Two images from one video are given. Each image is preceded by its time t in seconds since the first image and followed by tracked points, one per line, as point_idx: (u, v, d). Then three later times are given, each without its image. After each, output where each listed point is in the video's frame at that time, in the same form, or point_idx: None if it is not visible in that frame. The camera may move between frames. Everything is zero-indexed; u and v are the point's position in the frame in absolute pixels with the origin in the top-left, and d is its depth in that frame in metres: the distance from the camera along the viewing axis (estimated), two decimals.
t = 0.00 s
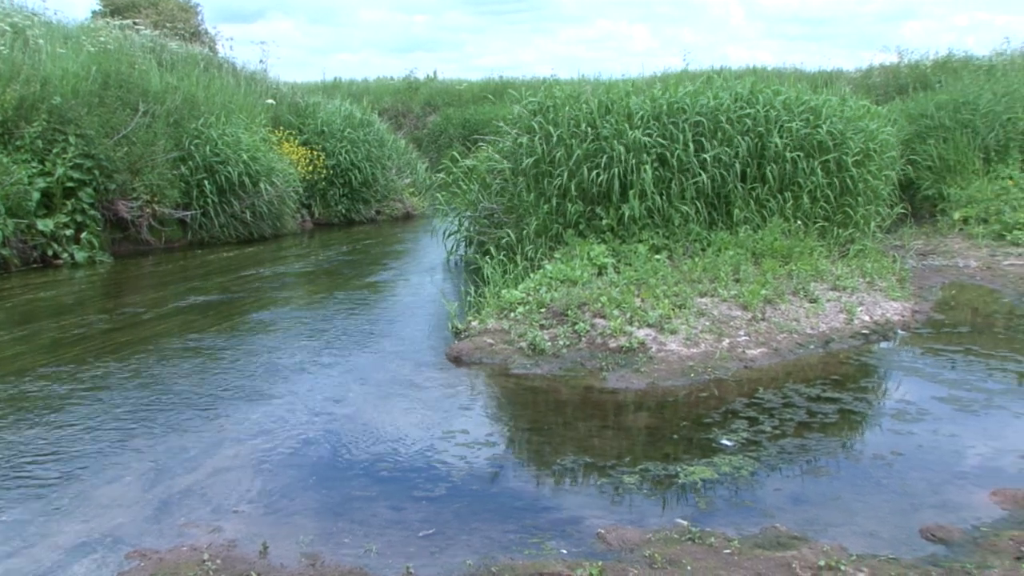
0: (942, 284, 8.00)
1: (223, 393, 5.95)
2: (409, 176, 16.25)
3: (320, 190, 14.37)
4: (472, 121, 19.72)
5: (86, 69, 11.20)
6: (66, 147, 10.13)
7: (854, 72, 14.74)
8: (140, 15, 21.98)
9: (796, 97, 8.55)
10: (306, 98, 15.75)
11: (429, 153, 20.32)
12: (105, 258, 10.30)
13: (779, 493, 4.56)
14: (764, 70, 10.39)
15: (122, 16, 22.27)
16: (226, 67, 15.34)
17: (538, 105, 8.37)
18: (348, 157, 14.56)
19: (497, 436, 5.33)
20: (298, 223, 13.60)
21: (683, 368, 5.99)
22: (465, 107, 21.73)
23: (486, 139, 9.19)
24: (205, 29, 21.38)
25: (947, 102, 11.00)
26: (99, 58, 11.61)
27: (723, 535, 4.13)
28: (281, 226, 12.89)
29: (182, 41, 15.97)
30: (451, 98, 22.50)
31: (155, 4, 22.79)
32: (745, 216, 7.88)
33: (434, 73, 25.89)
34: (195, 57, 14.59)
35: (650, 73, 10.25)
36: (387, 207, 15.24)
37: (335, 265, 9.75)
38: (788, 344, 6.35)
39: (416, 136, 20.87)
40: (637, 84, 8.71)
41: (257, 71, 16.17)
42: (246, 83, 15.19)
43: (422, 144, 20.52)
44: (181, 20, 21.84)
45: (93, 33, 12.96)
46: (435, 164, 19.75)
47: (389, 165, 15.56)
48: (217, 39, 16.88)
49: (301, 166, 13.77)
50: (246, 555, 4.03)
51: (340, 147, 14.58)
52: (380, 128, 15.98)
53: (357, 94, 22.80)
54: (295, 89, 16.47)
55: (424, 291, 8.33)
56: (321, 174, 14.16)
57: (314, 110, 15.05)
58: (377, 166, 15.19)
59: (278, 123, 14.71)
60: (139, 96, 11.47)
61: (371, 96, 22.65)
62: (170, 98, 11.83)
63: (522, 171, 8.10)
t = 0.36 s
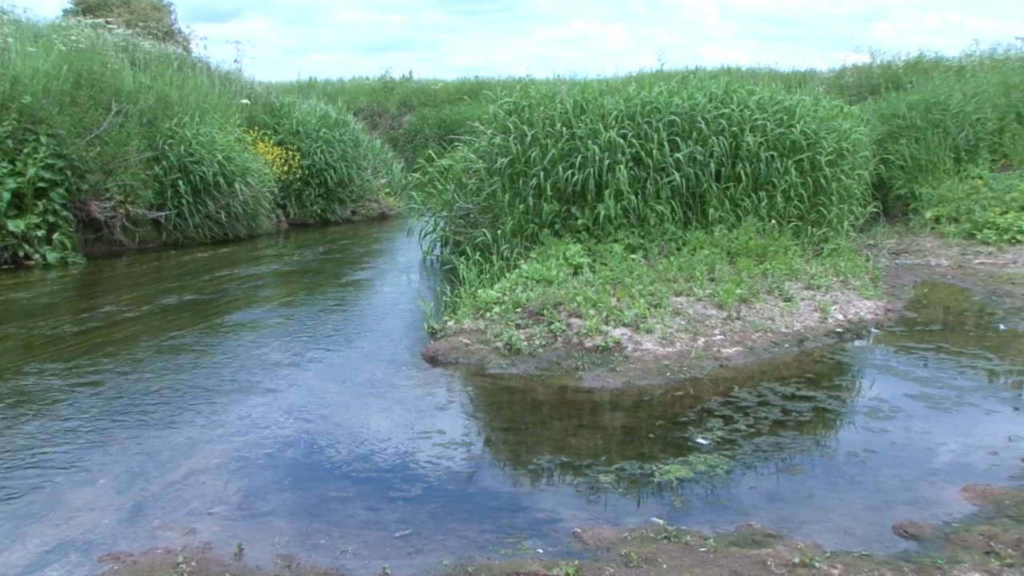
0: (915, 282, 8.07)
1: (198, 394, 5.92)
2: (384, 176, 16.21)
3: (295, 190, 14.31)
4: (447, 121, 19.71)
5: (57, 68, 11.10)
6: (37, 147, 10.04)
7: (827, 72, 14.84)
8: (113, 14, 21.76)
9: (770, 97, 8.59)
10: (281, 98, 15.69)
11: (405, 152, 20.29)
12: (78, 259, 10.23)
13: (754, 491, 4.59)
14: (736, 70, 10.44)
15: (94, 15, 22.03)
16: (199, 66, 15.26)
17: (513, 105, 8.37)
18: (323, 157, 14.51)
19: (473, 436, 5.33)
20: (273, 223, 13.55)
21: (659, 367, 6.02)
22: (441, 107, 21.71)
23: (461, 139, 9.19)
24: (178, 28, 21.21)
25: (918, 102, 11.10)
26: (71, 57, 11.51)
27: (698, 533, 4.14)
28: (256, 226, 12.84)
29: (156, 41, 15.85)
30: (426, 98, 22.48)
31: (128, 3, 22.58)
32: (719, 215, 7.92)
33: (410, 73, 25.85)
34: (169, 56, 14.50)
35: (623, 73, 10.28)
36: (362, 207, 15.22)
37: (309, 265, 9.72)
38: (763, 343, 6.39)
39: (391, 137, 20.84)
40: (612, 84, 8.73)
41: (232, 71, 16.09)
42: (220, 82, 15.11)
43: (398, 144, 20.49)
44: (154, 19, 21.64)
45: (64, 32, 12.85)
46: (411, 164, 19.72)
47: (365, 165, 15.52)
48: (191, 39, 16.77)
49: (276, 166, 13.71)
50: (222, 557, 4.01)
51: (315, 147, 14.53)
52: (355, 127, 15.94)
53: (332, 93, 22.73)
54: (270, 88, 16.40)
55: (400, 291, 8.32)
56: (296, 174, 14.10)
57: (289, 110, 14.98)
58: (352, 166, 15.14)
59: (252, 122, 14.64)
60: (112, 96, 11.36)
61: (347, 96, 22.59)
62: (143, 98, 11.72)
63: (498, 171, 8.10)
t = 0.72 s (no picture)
0: (885, 281, 8.15)
1: (170, 396, 5.88)
2: (357, 176, 16.17)
3: (267, 190, 14.24)
4: (420, 121, 19.69)
5: (24, 67, 10.99)
6: (4, 146, 9.96)
7: (798, 72, 14.93)
8: (80, 12, 21.46)
9: (741, 97, 8.63)
10: (253, 98, 15.60)
11: (378, 152, 20.26)
12: (47, 260, 10.14)
13: (726, 489, 4.61)
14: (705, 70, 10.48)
15: (60, 13, 21.73)
16: (169, 66, 15.15)
17: (485, 105, 8.37)
18: (295, 157, 14.44)
19: (447, 436, 5.33)
20: (245, 224, 13.49)
21: (632, 366, 6.04)
22: (413, 107, 21.68)
23: (434, 139, 9.18)
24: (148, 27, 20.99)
25: (887, 102, 11.19)
26: (38, 56, 11.39)
27: (671, 532, 4.16)
28: (227, 226, 12.78)
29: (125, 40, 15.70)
30: (398, 97, 22.43)
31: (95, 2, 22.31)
32: (691, 214, 7.96)
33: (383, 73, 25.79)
34: (138, 56, 14.39)
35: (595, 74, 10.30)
36: (335, 208, 15.19)
37: (280, 265, 9.69)
38: (735, 341, 6.43)
39: (364, 137, 20.80)
40: (583, 84, 8.74)
41: (203, 71, 15.97)
42: (191, 82, 15.00)
43: (370, 144, 20.46)
44: (123, 18, 21.39)
45: (31, 31, 12.72)
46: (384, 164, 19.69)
47: (337, 165, 15.47)
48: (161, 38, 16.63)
49: (248, 167, 13.62)
50: (193, 560, 3.98)
51: (288, 147, 14.47)
52: (328, 127, 15.88)
53: (304, 93, 22.63)
54: (242, 88, 16.30)
55: (373, 291, 8.31)
56: (268, 174, 14.02)
57: (261, 110, 14.88)
58: (325, 167, 15.09)
59: (224, 122, 14.55)
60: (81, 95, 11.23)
61: (319, 96, 22.52)
62: (113, 98, 11.59)
63: (470, 171, 8.10)
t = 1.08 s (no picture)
0: (856, 279, 8.22)
1: (141, 398, 5.83)
2: (330, 176, 16.11)
3: (240, 190, 14.17)
4: (393, 121, 19.64)
5: None
6: None
7: (769, 71, 15.00)
8: (48, 10, 21.17)
9: (713, 96, 8.66)
10: (225, 97, 15.50)
11: (351, 152, 20.23)
12: (17, 261, 10.03)
13: (700, 487, 4.63)
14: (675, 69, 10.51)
15: (26, 11, 21.41)
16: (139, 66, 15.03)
17: (457, 105, 8.36)
18: (268, 157, 14.37)
19: (421, 436, 5.32)
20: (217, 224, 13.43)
21: (605, 365, 6.05)
22: (387, 106, 21.63)
23: (407, 139, 9.16)
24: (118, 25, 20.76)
25: (857, 102, 11.26)
26: (6, 54, 11.25)
27: (645, 530, 4.17)
28: (199, 226, 12.71)
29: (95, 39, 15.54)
30: (371, 96, 22.36)
31: None
32: (664, 214, 7.99)
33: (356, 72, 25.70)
34: (108, 55, 14.25)
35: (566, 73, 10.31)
36: (308, 207, 15.15)
37: (252, 265, 9.66)
38: (708, 340, 6.46)
39: (337, 136, 20.76)
40: (556, 84, 8.75)
41: (174, 71, 15.85)
42: (161, 82, 14.89)
43: (343, 144, 20.44)
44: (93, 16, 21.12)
45: None
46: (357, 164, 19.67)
47: (310, 165, 15.40)
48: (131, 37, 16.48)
49: (220, 166, 13.52)
50: (165, 563, 3.95)
51: (260, 147, 14.40)
52: (300, 127, 15.81)
53: (276, 93, 22.53)
54: (214, 88, 16.19)
55: (347, 291, 8.29)
56: (240, 174, 13.94)
57: (232, 110, 14.78)
58: (298, 166, 15.03)
59: (195, 122, 14.44)
60: (49, 95, 11.11)
61: (291, 95, 22.47)
62: (83, 97, 11.49)
63: (443, 171, 8.10)
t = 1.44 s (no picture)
0: (830, 278, 8.28)
1: (115, 400, 5.79)
2: (305, 177, 16.06)
3: (213, 191, 14.11)
4: (368, 121, 19.57)
5: None
6: None
7: (743, 71, 15.05)
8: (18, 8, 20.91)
9: (686, 96, 8.70)
10: (199, 97, 15.40)
11: (326, 152, 20.21)
12: None
13: (675, 486, 4.64)
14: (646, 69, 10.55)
15: None
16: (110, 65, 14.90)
17: (432, 105, 8.35)
18: (242, 157, 14.30)
19: (396, 436, 5.31)
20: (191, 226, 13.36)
21: (581, 365, 6.07)
22: (362, 106, 21.57)
23: (381, 139, 9.14)
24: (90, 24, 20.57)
25: (830, 102, 11.32)
26: None
27: (621, 529, 4.17)
28: (173, 227, 12.65)
29: (65, 38, 15.38)
30: (346, 96, 22.31)
31: None
32: (639, 213, 8.02)
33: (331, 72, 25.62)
34: (78, 54, 14.12)
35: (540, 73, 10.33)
36: (283, 208, 15.10)
37: (226, 266, 9.63)
38: (683, 339, 6.49)
39: (311, 137, 20.73)
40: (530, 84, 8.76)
41: (146, 70, 15.73)
42: (133, 82, 14.77)
43: (318, 144, 20.43)
44: (64, 15, 20.91)
45: None
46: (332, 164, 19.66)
47: (285, 165, 15.32)
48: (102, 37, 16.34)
49: (193, 167, 13.41)
50: (138, 566, 3.92)
51: (234, 147, 14.33)
52: (275, 127, 15.73)
53: (250, 93, 22.46)
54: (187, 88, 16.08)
55: (322, 291, 8.27)
56: (213, 174, 13.86)
57: (206, 110, 14.68)
58: (272, 167, 14.96)
59: (168, 122, 14.34)
60: (20, 94, 10.90)
61: (265, 96, 22.45)
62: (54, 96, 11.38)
63: (417, 171, 8.09)
